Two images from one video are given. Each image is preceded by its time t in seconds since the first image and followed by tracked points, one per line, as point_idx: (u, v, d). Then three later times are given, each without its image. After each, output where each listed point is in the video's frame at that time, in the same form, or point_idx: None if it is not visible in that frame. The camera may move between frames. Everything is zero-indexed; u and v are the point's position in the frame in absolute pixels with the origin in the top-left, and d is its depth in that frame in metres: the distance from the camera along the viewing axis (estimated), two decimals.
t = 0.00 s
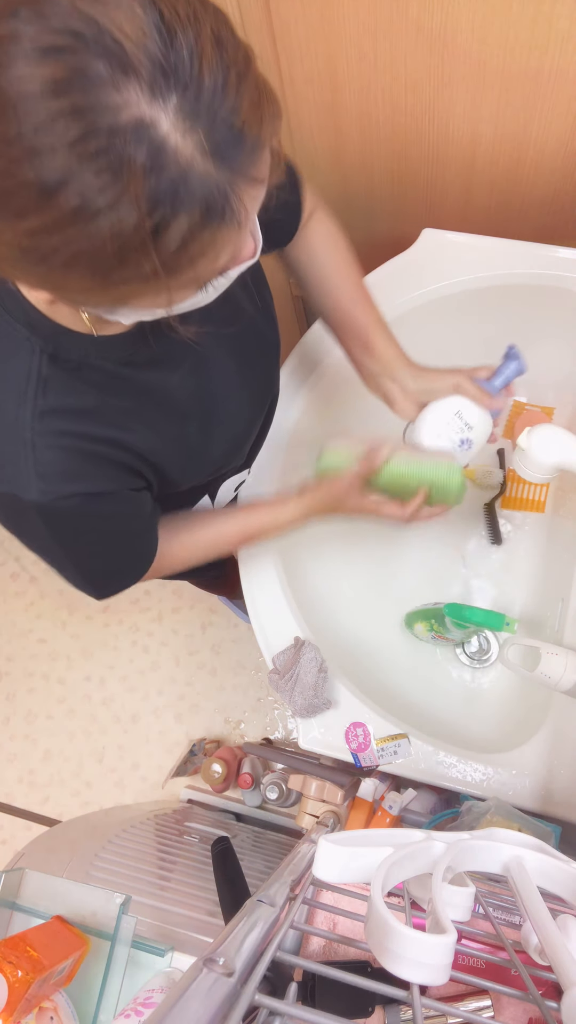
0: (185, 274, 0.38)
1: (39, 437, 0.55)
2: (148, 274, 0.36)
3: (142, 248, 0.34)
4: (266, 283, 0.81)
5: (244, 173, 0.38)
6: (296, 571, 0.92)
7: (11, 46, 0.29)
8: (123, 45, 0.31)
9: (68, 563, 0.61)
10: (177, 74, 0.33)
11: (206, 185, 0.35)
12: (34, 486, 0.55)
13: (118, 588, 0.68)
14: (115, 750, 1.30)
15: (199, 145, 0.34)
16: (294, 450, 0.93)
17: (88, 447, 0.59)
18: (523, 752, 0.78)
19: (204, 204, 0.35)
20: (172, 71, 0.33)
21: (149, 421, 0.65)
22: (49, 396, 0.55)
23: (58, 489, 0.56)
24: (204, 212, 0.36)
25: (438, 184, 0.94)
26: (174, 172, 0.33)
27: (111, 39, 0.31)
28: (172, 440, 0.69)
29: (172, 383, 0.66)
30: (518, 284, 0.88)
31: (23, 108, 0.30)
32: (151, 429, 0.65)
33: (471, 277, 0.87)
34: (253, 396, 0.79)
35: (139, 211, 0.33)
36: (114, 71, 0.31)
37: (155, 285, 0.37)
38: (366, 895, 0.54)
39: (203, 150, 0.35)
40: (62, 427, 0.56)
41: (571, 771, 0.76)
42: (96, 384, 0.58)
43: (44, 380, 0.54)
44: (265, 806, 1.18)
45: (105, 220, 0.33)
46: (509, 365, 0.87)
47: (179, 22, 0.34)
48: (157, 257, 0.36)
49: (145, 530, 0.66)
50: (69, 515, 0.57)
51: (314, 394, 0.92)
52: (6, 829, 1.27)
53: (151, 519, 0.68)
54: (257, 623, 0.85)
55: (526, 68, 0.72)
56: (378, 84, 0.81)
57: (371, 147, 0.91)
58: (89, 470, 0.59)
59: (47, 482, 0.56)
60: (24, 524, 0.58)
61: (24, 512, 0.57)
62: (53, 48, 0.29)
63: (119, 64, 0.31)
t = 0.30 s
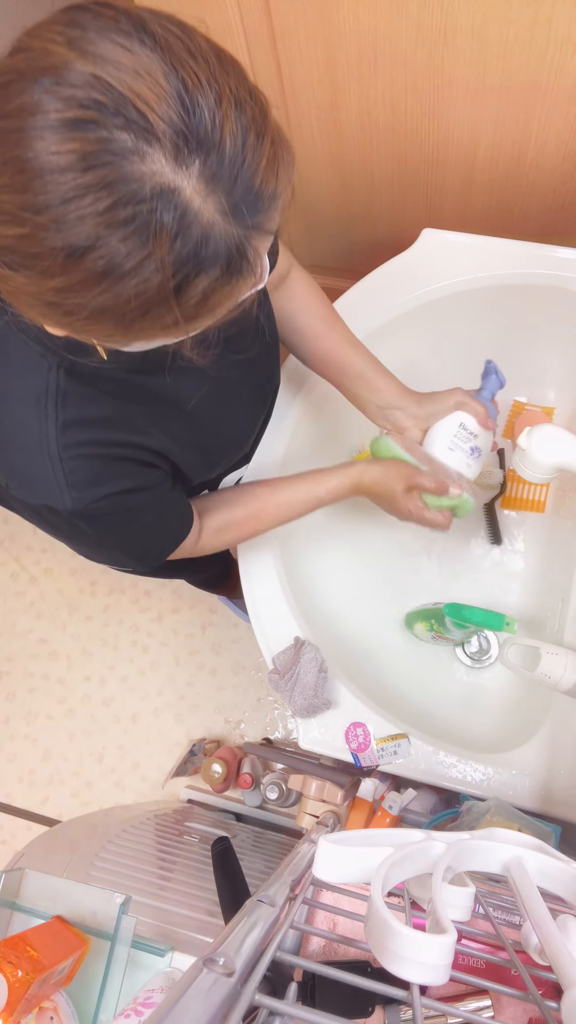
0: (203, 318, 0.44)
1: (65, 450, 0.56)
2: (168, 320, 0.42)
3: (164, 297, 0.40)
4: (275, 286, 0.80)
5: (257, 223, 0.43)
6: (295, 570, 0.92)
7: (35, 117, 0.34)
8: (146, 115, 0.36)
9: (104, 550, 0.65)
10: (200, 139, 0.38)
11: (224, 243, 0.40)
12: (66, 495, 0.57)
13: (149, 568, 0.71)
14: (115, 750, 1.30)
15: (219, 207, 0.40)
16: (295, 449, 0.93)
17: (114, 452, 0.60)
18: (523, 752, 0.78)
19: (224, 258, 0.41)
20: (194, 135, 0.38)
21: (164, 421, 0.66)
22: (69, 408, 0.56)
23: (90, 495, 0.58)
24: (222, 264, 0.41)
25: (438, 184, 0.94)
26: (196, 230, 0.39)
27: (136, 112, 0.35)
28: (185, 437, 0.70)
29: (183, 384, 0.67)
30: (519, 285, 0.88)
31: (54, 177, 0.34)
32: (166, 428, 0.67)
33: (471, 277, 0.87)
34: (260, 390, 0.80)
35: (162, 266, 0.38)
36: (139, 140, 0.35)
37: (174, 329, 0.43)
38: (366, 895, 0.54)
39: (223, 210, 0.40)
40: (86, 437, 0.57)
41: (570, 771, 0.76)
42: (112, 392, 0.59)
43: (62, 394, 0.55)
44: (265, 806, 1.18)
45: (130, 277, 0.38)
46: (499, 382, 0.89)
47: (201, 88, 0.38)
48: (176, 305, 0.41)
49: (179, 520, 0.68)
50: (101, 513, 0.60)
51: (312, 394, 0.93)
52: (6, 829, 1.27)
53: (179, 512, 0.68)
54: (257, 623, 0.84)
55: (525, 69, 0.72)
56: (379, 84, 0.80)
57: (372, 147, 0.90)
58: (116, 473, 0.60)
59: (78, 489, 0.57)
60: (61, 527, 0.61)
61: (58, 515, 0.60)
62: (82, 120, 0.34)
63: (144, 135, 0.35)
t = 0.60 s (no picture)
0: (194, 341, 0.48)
1: (64, 456, 0.56)
2: (158, 342, 0.46)
3: (153, 324, 0.44)
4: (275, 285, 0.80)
5: (251, 252, 0.46)
6: (295, 570, 0.92)
7: (31, 150, 0.36)
8: (140, 151, 0.38)
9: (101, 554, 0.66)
10: (195, 174, 0.40)
11: (212, 275, 0.44)
12: (65, 500, 0.57)
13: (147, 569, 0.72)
14: (115, 750, 1.30)
15: (211, 241, 0.43)
16: (294, 449, 0.92)
17: (113, 458, 0.60)
18: (523, 752, 0.78)
19: (214, 289, 0.45)
20: (187, 170, 0.40)
21: (163, 426, 0.66)
22: (69, 415, 0.56)
23: (90, 501, 0.58)
24: (213, 293, 0.45)
25: (438, 185, 0.94)
26: (188, 263, 0.42)
27: (131, 148, 0.37)
28: (184, 443, 0.71)
29: (182, 390, 0.67)
30: (519, 285, 0.88)
31: (53, 209, 0.37)
32: (165, 433, 0.67)
33: (472, 277, 0.87)
34: (260, 396, 0.80)
35: (153, 297, 0.42)
36: (134, 175, 0.38)
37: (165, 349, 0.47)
38: (365, 895, 0.54)
39: (214, 243, 0.43)
40: (86, 444, 0.57)
41: (570, 771, 0.76)
42: (111, 399, 0.60)
43: (62, 401, 0.55)
44: (265, 806, 1.18)
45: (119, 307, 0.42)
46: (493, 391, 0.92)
47: (197, 121, 0.40)
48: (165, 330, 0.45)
49: (179, 523, 0.69)
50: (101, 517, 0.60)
51: (312, 394, 0.93)
52: (5, 829, 1.27)
53: (180, 517, 0.69)
54: (257, 623, 0.84)
55: (525, 69, 0.72)
56: (379, 85, 0.80)
57: (373, 147, 0.90)
58: (116, 479, 0.60)
59: (77, 495, 0.57)
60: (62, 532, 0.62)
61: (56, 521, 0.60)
62: (79, 156, 0.36)
63: (139, 171, 0.38)
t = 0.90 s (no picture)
0: (177, 352, 0.48)
1: (60, 458, 0.56)
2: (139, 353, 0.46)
3: (131, 335, 0.44)
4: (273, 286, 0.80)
5: (234, 266, 0.46)
6: (295, 570, 0.92)
7: (12, 159, 0.37)
8: (118, 163, 0.38)
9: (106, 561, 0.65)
10: (174, 187, 0.40)
11: (192, 288, 0.44)
12: (61, 503, 0.57)
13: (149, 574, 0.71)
14: (115, 750, 1.30)
15: (190, 254, 0.43)
16: (294, 450, 0.92)
17: (109, 461, 0.60)
18: (522, 752, 0.78)
19: (194, 302, 0.45)
20: (166, 183, 0.40)
21: (160, 430, 0.67)
22: (65, 418, 0.56)
23: (87, 503, 0.58)
24: (193, 306, 0.45)
25: (438, 185, 0.94)
26: (166, 277, 0.42)
27: (109, 160, 0.38)
28: (183, 446, 0.70)
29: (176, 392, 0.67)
30: (519, 284, 0.88)
31: (33, 218, 0.38)
32: (163, 436, 0.67)
33: (472, 277, 0.87)
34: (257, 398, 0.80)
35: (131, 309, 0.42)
36: (111, 187, 0.39)
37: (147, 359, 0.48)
38: (365, 895, 0.54)
39: (194, 256, 0.43)
40: (82, 445, 0.57)
41: (570, 770, 0.76)
42: (107, 403, 0.60)
43: (59, 404, 0.55)
44: (265, 806, 1.18)
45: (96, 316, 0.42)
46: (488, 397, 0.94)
47: (178, 133, 0.40)
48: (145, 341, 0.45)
49: (176, 527, 0.69)
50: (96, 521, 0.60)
51: (312, 395, 0.93)
52: (6, 829, 1.27)
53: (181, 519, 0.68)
54: (257, 623, 0.84)
55: (525, 69, 0.72)
56: (379, 85, 0.81)
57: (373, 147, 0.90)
58: (112, 481, 0.60)
59: (73, 496, 0.57)
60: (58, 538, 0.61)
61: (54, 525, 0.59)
62: (59, 168, 0.37)
63: (118, 182, 0.39)
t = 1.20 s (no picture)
0: (176, 347, 0.49)
1: (63, 459, 0.56)
2: (140, 349, 0.47)
3: (133, 332, 0.45)
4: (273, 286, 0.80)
5: (231, 259, 0.47)
6: (295, 570, 0.92)
7: (10, 158, 0.37)
8: (114, 160, 0.38)
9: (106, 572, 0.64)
10: (170, 183, 0.41)
11: (190, 283, 0.44)
12: (61, 506, 0.57)
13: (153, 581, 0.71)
14: (115, 750, 1.30)
15: (188, 248, 0.43)
16: (295, 450, 0.93)
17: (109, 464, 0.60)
18: (523, 752, 0.78)
19: (192, 297, 0.45)
20: (162, 179, 0.40)
21: (162, 433, 0.67)
22: (67, 418, 0.56)
23: (87, 505, 0.58)
24: (192, 301, 0.45)
25: (438, 184, 0.94)
26: (165, 272, 0.43)
27: (104, 158, 0.38)
28: (184, 451, 0.70)
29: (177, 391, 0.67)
30: (519, 284, 0.88)
31: (30, 217, 0.38)
32: (165, 441, 0.67)
33: (472, 277, 0.87)
34: (257, 403, 0.80)
35: (131, 306, 0.43)
36: (108, 185, 0.38)
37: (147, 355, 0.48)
38: (365, 895, 0.54)
39: (192, 251, 0.44)
40: (84, 447, 0.57)
41: (570, 770, 0.76)
42: (110, 404, 0.60)
43: (61, 404, 0.56)
44: (265, 806, 1.18)
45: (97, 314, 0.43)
46: (497, 376, 0.96)
47: (173, 129, 0.40)
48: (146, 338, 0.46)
49: (171, 533, 0.69)
50: (93, 526, 0.59)
51: (312, 395, 0.93)
52: (5, 829, 1.27)
53: (171, 528, 0.69)
54: (257, 622, 0.84)
55: (526, 68, 0.72)
56: (379, 84, 0.81)
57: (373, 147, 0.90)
58: (111, 484, 0.60)
59: (71, 499, 0.57)
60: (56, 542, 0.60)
61: (52, 529, 0.59)
62: (57, 167, 0.37)
63: (115, 180, 0.39)
